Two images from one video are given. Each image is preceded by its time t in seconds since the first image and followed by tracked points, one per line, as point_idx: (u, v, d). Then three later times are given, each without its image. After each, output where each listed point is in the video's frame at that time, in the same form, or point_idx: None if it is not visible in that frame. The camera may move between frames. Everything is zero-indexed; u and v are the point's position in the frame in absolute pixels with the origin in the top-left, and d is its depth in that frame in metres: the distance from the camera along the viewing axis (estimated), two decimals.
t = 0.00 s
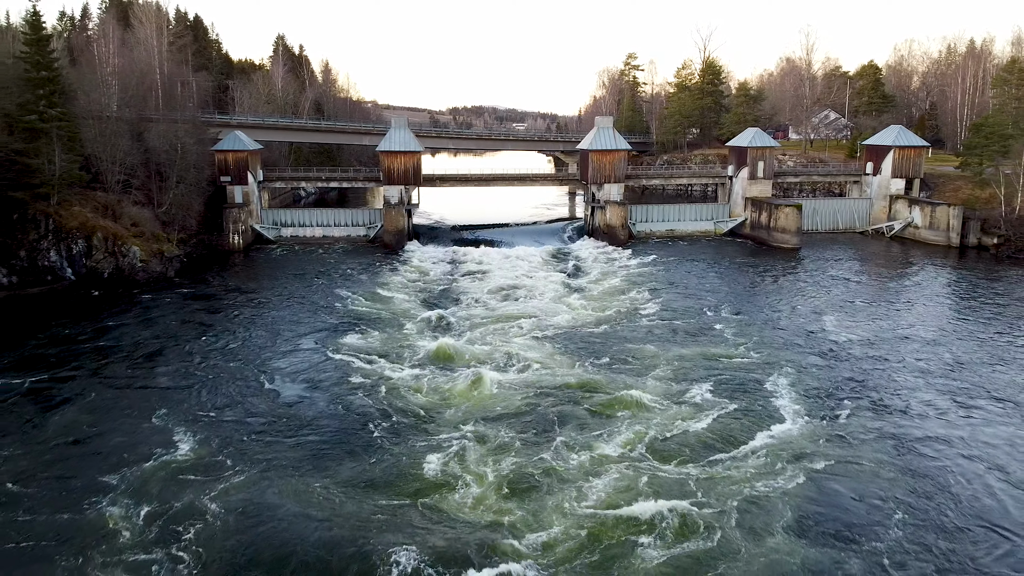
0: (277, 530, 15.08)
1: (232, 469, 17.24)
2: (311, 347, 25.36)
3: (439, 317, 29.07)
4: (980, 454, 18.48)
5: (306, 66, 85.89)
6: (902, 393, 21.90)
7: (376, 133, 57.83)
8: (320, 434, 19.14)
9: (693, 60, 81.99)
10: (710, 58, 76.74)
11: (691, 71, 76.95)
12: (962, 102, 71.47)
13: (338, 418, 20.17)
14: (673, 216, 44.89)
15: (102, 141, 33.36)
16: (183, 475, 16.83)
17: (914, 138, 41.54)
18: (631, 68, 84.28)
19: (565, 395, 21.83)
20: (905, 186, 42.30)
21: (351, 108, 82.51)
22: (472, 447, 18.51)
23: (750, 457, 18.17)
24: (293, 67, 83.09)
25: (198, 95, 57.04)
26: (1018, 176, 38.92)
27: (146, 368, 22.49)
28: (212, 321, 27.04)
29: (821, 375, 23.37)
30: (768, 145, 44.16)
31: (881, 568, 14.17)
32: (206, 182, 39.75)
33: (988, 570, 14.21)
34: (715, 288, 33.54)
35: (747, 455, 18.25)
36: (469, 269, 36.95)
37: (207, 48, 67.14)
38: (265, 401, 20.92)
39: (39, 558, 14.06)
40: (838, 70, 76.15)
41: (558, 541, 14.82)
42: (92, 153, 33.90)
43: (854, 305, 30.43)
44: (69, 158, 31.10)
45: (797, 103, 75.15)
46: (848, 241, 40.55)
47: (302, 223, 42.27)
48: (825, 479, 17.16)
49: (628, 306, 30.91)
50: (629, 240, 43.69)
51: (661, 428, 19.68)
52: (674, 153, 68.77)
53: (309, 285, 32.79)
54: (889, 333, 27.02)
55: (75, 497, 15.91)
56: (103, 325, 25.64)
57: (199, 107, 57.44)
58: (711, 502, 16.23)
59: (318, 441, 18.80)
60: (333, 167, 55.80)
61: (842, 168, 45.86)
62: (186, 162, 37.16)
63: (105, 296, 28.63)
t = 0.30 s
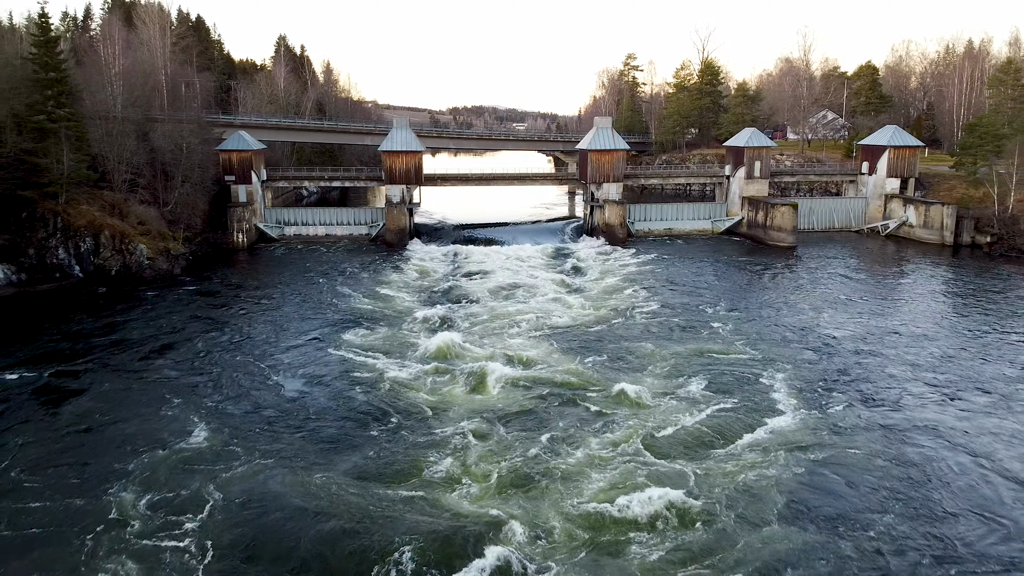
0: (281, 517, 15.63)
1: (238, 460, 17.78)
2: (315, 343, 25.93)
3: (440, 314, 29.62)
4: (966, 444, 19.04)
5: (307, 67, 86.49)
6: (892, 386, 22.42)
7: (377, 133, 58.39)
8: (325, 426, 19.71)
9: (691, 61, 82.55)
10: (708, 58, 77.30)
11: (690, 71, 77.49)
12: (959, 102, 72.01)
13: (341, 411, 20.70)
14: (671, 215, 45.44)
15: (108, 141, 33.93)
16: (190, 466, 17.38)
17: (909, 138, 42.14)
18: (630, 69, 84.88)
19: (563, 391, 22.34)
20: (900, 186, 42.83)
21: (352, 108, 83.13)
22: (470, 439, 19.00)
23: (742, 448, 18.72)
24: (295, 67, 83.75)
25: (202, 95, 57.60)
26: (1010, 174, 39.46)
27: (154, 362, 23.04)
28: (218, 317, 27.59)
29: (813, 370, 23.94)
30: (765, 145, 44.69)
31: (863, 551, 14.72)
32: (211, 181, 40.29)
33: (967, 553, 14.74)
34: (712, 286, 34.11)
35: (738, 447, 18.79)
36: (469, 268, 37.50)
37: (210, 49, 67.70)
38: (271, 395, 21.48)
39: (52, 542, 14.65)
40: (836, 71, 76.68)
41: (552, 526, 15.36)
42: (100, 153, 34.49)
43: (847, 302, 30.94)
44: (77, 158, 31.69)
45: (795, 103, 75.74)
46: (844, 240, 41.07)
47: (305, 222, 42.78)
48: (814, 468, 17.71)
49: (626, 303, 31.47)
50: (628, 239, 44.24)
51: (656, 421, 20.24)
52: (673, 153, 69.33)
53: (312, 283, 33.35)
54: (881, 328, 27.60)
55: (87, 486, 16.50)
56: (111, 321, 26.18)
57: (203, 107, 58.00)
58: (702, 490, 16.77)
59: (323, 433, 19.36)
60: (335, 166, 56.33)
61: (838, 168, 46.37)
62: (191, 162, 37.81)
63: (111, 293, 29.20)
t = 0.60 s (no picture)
0: (286, 505, 16.21)
1: (243, 452, 18.34)
2: (319, 339, 26.48)
3: (442, 312, 30.18)
4: (953, 434, 19.61)
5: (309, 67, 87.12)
6: (881, 380, 22.97)
7: (379, 133, 58.88)
8: (330, 420, 20.29)
9: (690, 62, 83.10)
10: (707, 59, 77.79)
11: (689, 72, 77.94)
12: (956, 103, 72.50)
13: (344, 405, 21.28)
14: (669, 214, 46.01)
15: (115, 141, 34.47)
16: (196, 456, 17.96)
17: (904, 138, 42.70)
18: (629, 69, 85.39)
19: (561, 384, 22.91)
20: (895, 185, 43.40)
21: (353, 108, 83.63)
22: (469, 430, 19.56)
23: (736, 440, 19.29)
24: (296, 67, 84.28)
25: (204, 95, 58.11)
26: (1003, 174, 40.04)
27: (163, 357, 23.58)
28: (224, 313, 28.13)
29: (806, 365, 24.47)
30: (761, 145, 45.24)
31: (846, 535, 15.29)
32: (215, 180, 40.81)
33: (948, 537, 15.30)
34: (708, 284, 34.67)
35: (733, 439, 19.36)
36: (469, 266, 38.06)
37: (212, 49, 68.24)
38: (277, 389, 22.04)
39: (65, 527, 15.24)
40: (834, 71, 77.16)
41: (548, 512, 15.92)
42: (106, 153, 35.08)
43: (840, 299, 31.50)
44: (85, 157, 32.23)
45: (792, 103, 76.24)
46: (840, 239, 41.59)
47: (307, 221, 43.32)
48: (806, 459, 18.26)
49: (624, 301, 32.03)
50: (626, 237, 44.78)
51: (652, 414, 20.78)
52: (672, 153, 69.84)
53: (315, 280, 33.88)
54: (873, 324, 28.17)
55: (98, 475, 17.10)
56: (119, 317, 26.73)
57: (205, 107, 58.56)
58: (697, 480, 17.31)
59: (329, 426, 19.93)
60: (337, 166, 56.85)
61: (834, 168, 46.90)
62: (196, 161, 38.32)
63: (118, 289, 29.74)
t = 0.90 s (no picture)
0: (291, 493, 16.75)
1: (249, 443, 18.91)
2: (323, 335, 27.08)
3: (443, 309, 30.76)
4: (940, 424, 20.17)
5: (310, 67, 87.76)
6: (871, 374, 23.54)
7: (380, 133, 59.46)
8: (335, 412, 20.88)
9: (688, 63, 83.70)
10: (705, 60, 78.38)
11: (688, 72, 78.54)
12: (953, 103, 73.04)
13: (347, 398, 21.83)
14: (667, 213, 46.58)
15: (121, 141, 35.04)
16: (203, 448, 18.53)
17: (899, 138, 43.27)
18: (628, 70, 85.96)
19: (559, 378, 23.48)
20: (890, 185, 43.96)
21: (355, 108, 84.21)
22: (470, 423, 20.14)
23: (729, 431, 19.88)
24: (298, 68, 84.85)
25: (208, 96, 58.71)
26: (996, 173, 40.61)
27: (170, 352, 24.18)
28: (229, 310, 28.72)
29: (799, 359, 25.05)
30: (758, 145, 45.80)
31: (833, 520, 15.84)
32: (219, 180, 41.39)
33: (931, 522, 15.85)
34: (705, 281, 35.24)
35: (726, 430, 19.95)
36: (470, 264, 38.63)
37: (215, 50, 68.84)
38: (282, 383, 22.64)
39: (78, 514, 15.81)
40: (832, 72, 77.71)
41: (545, 498, 16.47)
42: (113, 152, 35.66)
43: (834, 296, 32.09)
44: (92, 156, 32.81)
45: (790, 104, 76.85)
46: (835, 237, 42.15)
47: (310, 220, 43.86)
48: (796, 449, 18.85)
49: (622, 298, 32.62)
50: (625, 236, 45.36)
51: (647, 407, 21.36)
52: (671, 153, 70.42)
53: (318, 278, 34.47)
54: (866, 320, 28.73)
55: (109, 465, 17.67)
56: (127, 313, 27.30)
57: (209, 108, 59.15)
58: (690, 469, 17.91)
59: (333, 418, 20.52)
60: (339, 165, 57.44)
61: (830, 168, 47.44)
62: (201, 161, 38.90)
63: (125, 287, 30.32)
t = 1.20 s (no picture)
0: (297, 483, 17.33)
1: (255, 436, 19.42)
2: (327, 331, 27.62)
3: (444, 307, 31.31)
4: (929, 415, 20.69)
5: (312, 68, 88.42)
6: (863, 368, 24.07)
7: (381, 133, 60.01)
8: (339, 406, 21.44)
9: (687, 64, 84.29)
10: (704, 60, 78.96)
11: (686, 73, 79.14)
12: (949, 103, 73.60)
13: (351, 392, 22.40)
14: (666, 212, 47.13)
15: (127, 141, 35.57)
16: (211, 440, 19.07)
17: (894, 138, 43.81)
18: (628, 70, 86.54)
19: (559, 373, 24.07)
20: (885, 184, 44.50)
21: (356, 108, 84.76)
22: (471, 416, 20.67)
23: (723, 424, 20.41)
24: (299, 69, 85.47)
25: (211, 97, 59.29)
26: (990, 172, 40.99)
27: (178, 348, 24.72)
28: (235, 307, 29.27)
29: (793, 355, 25.59)
30: (754, 145, 46.33)
31: (820, 507, 16.40)
32: (223, 179, 41.93)
33: (916, 508, 16.40)
34: (702, 279, 35.77)
35: (721, 423, 20.48)
36: (470, 263, 39.18)
37: (217, 51, 69.41)
38: (288, 378, 23.20)
39: (90, 503, 16.34)
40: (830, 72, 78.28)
41: (542, 487, 17.04)
42: (120, 152, 36.24)
43: (829, 293, 32.64)
44: (99, 156, 33.33)
45: (788, 104, 77.46)
46: (831, 236, 42.69)
47: (312, 219, 44.42)
48: (788, 440, 19.38)
49: (620, 296, 33.17)
50: (623, 235, 45.92)
51: (644, 401, 21.89)
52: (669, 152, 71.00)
53: (321, 276, 35.02)
54: (860, 316, 29.28)
55: (120, 457, 18.21)
56: (134, 310, 27.85)
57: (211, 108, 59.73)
58: (685, 460, 18.44)
59: (338, 412, 21.06)
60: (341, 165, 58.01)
61: (827, 167, 47.96)
62: (205, 161, 39.43)
63: (132, 284, 30.85)
